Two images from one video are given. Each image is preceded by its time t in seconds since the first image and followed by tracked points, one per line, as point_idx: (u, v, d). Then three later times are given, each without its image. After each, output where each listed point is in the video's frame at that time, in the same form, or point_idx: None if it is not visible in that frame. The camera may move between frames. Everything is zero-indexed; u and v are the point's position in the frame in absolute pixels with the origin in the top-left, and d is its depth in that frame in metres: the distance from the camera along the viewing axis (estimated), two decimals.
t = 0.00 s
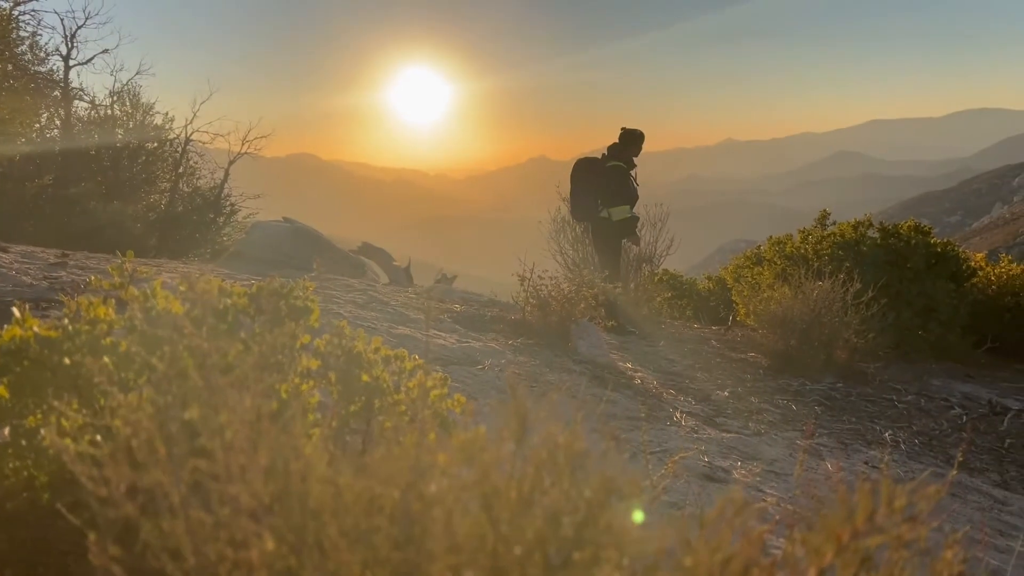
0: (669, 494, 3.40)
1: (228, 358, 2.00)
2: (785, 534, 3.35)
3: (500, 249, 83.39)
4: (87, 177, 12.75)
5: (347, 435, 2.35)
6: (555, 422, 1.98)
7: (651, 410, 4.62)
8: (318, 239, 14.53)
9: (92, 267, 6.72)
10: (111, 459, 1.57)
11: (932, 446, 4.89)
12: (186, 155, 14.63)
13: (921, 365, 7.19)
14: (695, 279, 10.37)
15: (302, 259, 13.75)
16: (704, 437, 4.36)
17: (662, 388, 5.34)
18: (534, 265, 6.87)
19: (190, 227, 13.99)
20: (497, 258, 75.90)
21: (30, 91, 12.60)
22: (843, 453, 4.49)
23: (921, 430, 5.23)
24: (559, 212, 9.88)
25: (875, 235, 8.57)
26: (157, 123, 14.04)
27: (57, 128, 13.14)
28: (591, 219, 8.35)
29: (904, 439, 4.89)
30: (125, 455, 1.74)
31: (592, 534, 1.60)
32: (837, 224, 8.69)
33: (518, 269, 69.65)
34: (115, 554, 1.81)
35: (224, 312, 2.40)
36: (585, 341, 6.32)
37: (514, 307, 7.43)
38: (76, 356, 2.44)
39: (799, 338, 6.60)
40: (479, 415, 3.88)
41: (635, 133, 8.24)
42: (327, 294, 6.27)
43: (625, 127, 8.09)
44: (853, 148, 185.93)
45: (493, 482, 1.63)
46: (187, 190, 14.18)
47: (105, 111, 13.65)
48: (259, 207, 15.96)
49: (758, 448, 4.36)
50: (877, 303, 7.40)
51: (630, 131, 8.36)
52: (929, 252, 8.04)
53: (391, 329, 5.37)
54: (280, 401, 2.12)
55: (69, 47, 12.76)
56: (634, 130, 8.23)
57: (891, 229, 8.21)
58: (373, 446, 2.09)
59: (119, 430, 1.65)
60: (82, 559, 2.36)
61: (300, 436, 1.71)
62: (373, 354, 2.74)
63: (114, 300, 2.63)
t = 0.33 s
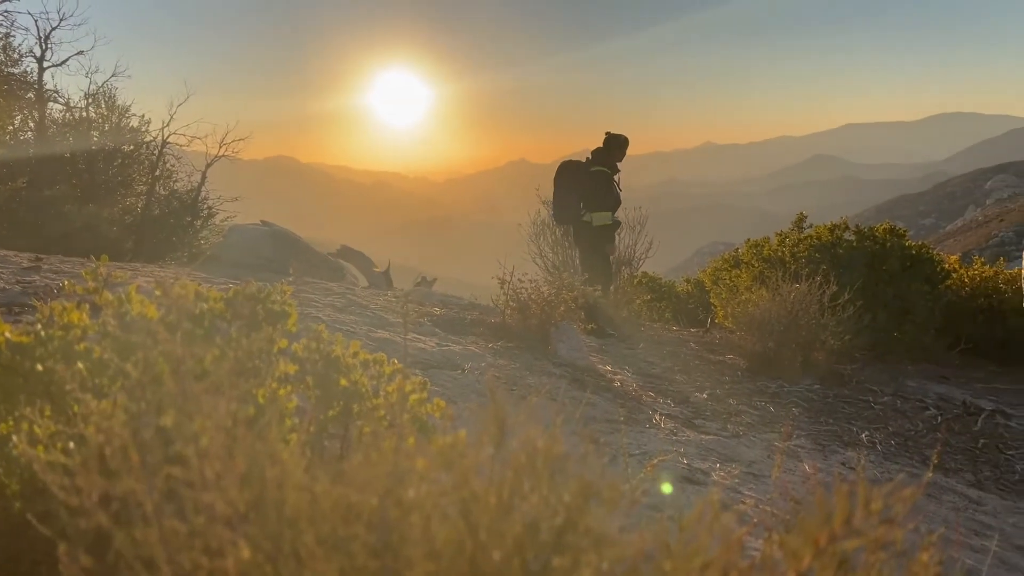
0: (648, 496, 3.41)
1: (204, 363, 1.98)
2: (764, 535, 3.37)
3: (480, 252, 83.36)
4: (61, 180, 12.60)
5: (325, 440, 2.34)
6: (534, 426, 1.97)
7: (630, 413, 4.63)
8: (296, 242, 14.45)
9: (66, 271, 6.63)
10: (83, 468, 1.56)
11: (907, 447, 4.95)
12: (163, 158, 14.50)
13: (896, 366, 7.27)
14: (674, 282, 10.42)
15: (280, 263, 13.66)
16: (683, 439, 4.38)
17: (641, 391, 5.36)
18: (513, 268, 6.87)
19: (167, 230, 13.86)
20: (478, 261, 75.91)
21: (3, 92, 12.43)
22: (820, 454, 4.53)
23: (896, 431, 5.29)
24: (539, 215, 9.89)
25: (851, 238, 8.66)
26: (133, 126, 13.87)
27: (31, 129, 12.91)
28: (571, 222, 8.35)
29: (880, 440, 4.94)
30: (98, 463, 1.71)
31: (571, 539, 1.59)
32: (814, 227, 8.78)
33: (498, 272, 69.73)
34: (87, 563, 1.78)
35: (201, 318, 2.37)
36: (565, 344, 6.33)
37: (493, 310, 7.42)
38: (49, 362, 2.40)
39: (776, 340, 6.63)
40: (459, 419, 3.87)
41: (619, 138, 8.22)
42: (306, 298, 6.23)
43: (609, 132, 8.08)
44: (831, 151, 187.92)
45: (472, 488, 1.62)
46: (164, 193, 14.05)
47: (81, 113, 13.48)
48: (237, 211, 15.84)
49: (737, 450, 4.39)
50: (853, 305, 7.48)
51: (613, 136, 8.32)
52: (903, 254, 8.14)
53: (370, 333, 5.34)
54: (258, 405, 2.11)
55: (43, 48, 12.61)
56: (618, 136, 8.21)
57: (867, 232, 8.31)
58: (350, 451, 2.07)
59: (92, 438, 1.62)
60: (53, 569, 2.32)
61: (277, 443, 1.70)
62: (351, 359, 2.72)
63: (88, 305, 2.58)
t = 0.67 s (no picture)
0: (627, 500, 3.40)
1: (172, 372, 1.95)
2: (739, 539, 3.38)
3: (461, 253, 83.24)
4: (32, 182, 12.40)
5: (297, 447, 2.32)
6: (506, 435, 1.97)
7: (607, 417, 4.64)
8: (272, 247, 14.35)
9: (34, 277, 6.52)
10: (44, 480, 1.55)
11: (881, 449, 5.00)
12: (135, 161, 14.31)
13: (870, 368, 7.34)
14: (650, 285, 10.45)
15: (256, 267, 13.55)
16: (659, 442, 4.39)
17: (618, 394, 5.37)
18: (490, 271, 6.85)
19: (140, 234, 13.69)
20: (459, 262, 75.79)
21: None
22: (795, 457, 4.56)
23: (870, 432, 5.33)
24: (516, 219, 9.88)
25: (824, 241, 8.74)
26: (105, 128, 13.68)
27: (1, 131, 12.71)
28: (550, 225, 8.34)
29: (854, 441, 4.99)
30: (61, 474, 1.68)
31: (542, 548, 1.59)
32: (788, 230, 8.84)
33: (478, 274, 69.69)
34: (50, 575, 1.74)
35: (171, 326, 2.34)
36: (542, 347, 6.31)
37: (470, 313, 7.40)
38: (13, 370, 2.34)
39: (751, 343, 6.64)
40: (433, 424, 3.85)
41: (595, 141, 8.23)
42: (279, 303, 6.18)
43: (584, 135, 8.10)
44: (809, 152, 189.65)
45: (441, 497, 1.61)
46: (137, 197, 13.88)
47: (52, 115, 13.28)
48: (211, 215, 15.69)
49: (712, 453, 4.41)
50: (828, 308, 7.54)
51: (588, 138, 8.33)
52: (876, 257, 8.23)
53: (345, 338, 5.30)
54: (229, 412, 2.10)
55: (12, 49, 12.42)
56: (593, 137, 8.22)
57: (840, 235, 8.39)
58: (322, 460, 2.05)
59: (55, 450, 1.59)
60: None
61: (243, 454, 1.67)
62: (324, 365, 2.70)
63: (55, 311, 2.52)
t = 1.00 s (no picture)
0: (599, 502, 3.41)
1: (133, 378, 1.92)
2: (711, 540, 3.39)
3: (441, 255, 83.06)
4: None
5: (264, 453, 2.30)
6: (473, 440, 1.96)
7: (581, 419, 4.64)
8: (244, 249, 14.23)
9: None
10: None
11: (852, 449, 5.05)
12: (105, 163, 14.13)
13: (843, 368, 7.41)
14: (626, 287, 10.48)
15: (229, 269, 13.43)
16: (633, 444, 4.40)
17: (593, 396, 5.37)
18: (464, 274, 6.83)
19: (111, 237, 13.52)
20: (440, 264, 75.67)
21: None
22: (767, 458, 4.58)
23: (842, 433, 5.38)
24: (491, 221, 9.86)
25: (797, 242, 8.80)
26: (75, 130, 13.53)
27: None
28: (525, 227, 8.34)
29: (826, 442, 5.03)
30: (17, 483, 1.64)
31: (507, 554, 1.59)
32: (761, 232, 8.90)
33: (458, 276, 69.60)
34: None
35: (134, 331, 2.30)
36: (517, 350, 6.30)
37: (444, 315, 7.37)
38: None
39: (725, 344, 6.67)
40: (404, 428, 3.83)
41: (569, 142, 8.25)
42: (250, 306, 6.11)
43: (558, 136, 8.11)
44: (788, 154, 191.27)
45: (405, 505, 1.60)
46: (107, 200, 13.70)
47: (21, 116, 13.10)
48: (183, 217, 15.53)
49: (685, 454, 4.42)
50: (801, 309, 7.59)
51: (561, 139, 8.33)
52: (848, 258, 8.30)
53: (317, 341, 5.25)
54: (195, 418, 2.07)
55: None
56: (567, 139, 8.23)
57: (813, 237, 8.46)
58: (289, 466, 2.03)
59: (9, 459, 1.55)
60: None
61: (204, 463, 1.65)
62: (293, 369, 2.68)
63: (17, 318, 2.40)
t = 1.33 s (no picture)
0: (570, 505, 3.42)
1: (94, 386, 1.90)
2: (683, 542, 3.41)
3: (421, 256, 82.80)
4: None
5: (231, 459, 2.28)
6: (438, 445, 1.96)
7: (555, 421, 4.64)
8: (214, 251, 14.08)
9: None
10: None
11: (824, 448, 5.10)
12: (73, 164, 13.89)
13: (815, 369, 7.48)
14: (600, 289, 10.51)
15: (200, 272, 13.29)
16: (606, 446, 4.41)
17: (567, 398, 5.38)
18: (438, 276, 6.81)
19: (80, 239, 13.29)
20: (419, 265, 75.43)
21: None
22: (739, 458, 4.62)
23: (814, 433, 5.43)
24: (466, 223, 9.84)
25: (769, 244, 8.86)
26: (43, 130, 13.29)
27: None
28: (501, 228, 8.34)
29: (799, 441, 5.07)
30: None
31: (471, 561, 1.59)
32: (734, 234, 8.96)
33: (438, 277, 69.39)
34: None
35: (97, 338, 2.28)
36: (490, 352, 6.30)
37: (418, 317, 7.35)
38: None
39: (698, 346, 6.71)
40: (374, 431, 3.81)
41: (543, 144, 8.26)
42: (221, 310, 6.04)
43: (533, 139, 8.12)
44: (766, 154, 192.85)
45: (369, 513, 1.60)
46: (76, 201, 13.47)
47: None
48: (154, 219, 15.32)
49: (658, 455, 4.44)
50: (774, 310, 7.65)
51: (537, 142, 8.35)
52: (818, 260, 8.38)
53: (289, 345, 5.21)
54: (160, 425, 2.05)
55: None
56: (542, 140, 8.24)
57: (785, 239, 8.53)
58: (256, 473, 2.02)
59: None
60: None
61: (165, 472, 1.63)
62: (261, 374, 2.66)
63: None
